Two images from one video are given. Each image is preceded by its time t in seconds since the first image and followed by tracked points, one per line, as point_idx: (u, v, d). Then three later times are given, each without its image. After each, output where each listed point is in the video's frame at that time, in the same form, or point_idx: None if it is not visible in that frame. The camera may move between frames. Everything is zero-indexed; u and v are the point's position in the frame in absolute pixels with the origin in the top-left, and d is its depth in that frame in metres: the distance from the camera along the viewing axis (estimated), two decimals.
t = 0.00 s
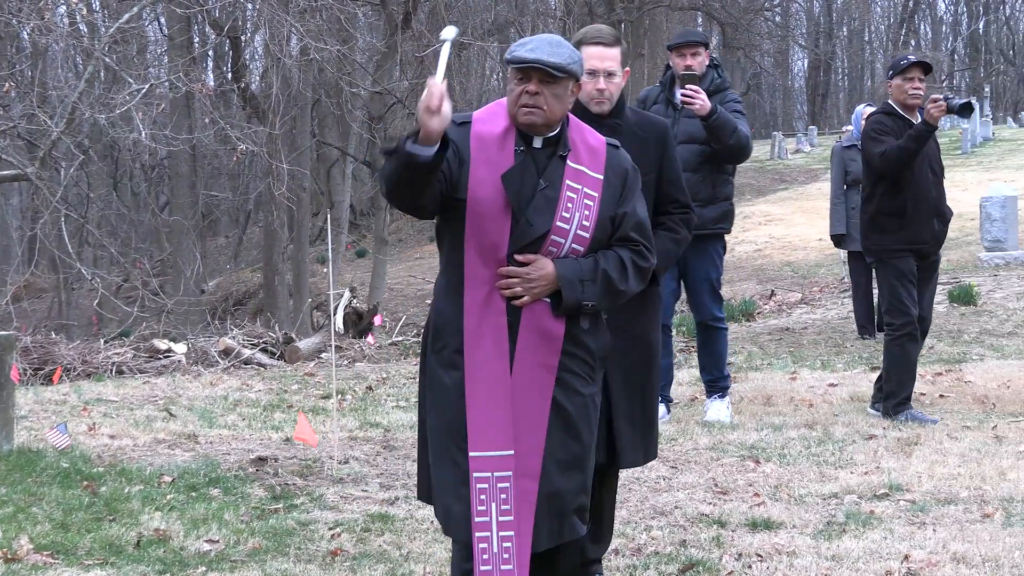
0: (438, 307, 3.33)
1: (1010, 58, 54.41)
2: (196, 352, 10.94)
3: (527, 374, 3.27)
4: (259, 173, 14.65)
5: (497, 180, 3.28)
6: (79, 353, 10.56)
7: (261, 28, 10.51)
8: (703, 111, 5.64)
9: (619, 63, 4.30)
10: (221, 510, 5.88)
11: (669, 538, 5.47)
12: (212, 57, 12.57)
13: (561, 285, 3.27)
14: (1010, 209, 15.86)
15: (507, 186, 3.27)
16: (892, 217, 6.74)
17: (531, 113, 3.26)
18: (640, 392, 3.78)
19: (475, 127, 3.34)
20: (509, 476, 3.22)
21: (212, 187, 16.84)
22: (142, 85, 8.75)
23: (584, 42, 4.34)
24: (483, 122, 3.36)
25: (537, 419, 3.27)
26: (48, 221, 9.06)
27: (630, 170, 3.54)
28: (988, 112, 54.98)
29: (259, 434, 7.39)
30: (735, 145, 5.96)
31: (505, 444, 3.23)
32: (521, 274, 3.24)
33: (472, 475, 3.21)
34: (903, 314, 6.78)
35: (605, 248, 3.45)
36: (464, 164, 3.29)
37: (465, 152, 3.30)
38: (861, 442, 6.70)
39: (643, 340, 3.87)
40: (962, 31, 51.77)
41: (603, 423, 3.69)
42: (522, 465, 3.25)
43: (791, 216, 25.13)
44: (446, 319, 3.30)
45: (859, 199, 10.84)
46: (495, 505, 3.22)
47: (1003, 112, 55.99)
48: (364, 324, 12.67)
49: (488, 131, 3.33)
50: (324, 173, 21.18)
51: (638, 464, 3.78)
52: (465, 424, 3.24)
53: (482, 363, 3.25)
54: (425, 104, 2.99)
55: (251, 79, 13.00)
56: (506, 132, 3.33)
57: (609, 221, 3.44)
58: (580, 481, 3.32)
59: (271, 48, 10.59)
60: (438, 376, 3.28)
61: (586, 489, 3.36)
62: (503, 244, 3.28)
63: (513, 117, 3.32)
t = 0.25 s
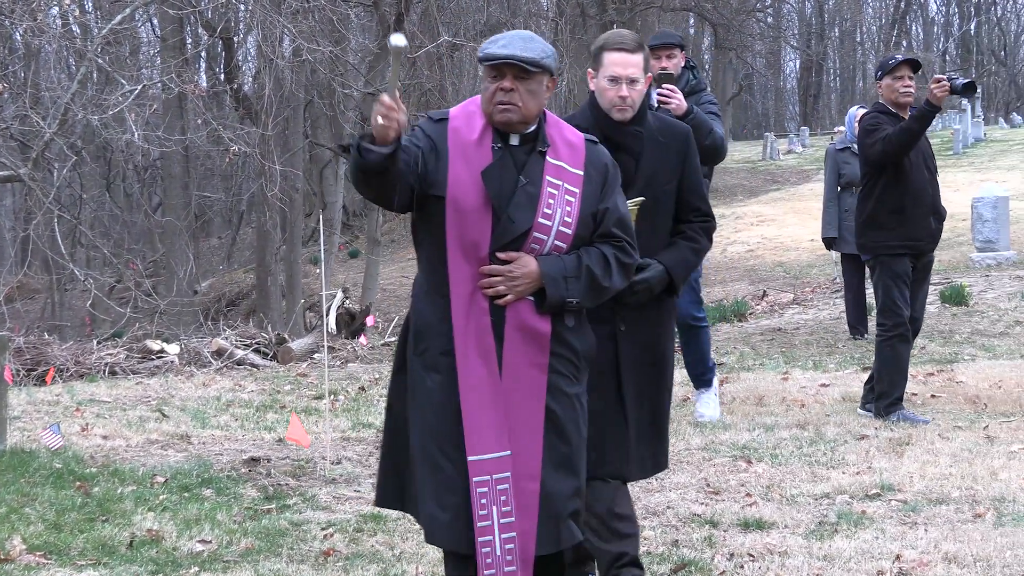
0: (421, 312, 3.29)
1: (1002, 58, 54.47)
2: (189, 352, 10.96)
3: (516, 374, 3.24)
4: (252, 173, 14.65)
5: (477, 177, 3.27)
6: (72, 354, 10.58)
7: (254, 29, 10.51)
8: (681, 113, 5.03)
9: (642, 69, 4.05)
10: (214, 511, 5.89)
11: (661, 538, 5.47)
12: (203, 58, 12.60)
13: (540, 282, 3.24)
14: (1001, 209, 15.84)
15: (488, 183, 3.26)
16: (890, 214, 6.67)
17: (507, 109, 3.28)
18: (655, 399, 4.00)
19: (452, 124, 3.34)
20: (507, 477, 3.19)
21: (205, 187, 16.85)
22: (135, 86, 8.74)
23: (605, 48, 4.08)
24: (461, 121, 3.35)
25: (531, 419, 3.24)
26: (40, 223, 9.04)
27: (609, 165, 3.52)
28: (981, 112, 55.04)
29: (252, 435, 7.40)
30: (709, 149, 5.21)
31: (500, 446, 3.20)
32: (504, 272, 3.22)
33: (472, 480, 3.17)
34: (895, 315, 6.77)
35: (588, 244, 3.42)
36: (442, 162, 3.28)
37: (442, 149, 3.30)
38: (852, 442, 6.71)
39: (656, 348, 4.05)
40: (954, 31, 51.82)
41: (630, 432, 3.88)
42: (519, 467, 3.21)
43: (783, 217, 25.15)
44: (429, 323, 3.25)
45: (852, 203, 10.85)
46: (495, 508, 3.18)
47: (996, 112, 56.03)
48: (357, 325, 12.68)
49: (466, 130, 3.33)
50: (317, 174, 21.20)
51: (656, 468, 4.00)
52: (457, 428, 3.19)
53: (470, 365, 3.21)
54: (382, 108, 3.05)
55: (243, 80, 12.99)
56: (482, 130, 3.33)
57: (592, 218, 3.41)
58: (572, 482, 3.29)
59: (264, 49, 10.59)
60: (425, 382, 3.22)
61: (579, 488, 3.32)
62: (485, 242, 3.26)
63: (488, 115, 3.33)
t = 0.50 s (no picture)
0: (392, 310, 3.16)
1: (994, 59, 54.63)
2: (184, 351, 10.98)
3: (492, 376, 3.08)
4: (247, 173, 14.68)
5: (449, 175, 3.10)
6: (67, 353, 10.61)
7: (249, 29, 10.55)
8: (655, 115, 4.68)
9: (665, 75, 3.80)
10: (208, 509, 5.92)
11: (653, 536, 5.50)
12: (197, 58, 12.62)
13: (518, 282, 3.09)
14: (991, 210, 15.76)
15: (460, 182, 3.09)
16: (881, 213, 6.70)
17: (479, 107, 3.12)
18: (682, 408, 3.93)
19: (425, 124, 3.18)
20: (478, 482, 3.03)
21: (200, 187, 16.87)
22: (130, 86, 8.76)
23: (624, 55, 3.81)
24: (434, 118, 3.19)
25: (507, 423, 3.08)
26: (35, 222, 9.06)
27: (590, 162, 3.36)
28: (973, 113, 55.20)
29: (246, 434, 7.42)
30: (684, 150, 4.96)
31: (473, 450, 3.04)
32: (480, 272, 3.06)
33: (438, 483, 3.00)
34: (886, 315, 6.81)
35: (567, 243, 3.27)
36: (415, 161, 3.12)
37: (415, 149, 3.13)
38: (843, 441, 6.75)
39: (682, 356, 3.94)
40: (946, 32, 51.97)
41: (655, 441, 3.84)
42: (491, 471, 3.05)
43: (775, 216, 25.21)
44: (403, 322, 3.11)
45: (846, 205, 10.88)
46: (464, 513, 3.02)
47: (988, 113, 56.16)
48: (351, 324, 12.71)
49: (439, 128, 3.17)
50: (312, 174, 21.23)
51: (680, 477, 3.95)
52: (427, 430, 3.03)
53: (443, 367, 3.05)
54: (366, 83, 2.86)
55: (237, 81, 13.01)
56: (456, 129, 3.17)
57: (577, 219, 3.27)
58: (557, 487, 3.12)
59: (259, 50, 10.63)
60: (398, 382, 3.08)
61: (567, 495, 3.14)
62: (459, 240, 3.10)
63: (463, 112, 3.17)
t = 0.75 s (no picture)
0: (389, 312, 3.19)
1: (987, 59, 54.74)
2: (180, 352, 11.01)
3: (485, 381, 3.06)
4: (242, 174, 14.71)
5: (447, 179, 3.08)
6: (63, 353, 10.64)
7: (243, 30, 10.57)
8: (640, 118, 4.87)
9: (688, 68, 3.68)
10: (203, 508, 5.95)
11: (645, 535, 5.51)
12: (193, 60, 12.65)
13: (513, 288, 3.07)
14: (983, 210, 15.78)
15: (457, 186, 3.07)
16: (874, 213, 6.72)
17: (477, 109, 3.08)
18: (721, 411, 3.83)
19: (425, 126, 3.17)
20: (462, 488, 3.03)
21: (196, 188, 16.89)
22: (123, 87, 8.76)
23: (647, 46, 3.69)
24: (434, 121, 3.18)
25: (498, 431, 3.05)
26: (31, 222, 9.06)
27: (592, 166, 3.34)
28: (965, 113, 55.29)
29: (240, 433, 7.45)
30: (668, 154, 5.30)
31: (460, 456, 3.03)
32: (476, 276, 3.05)
33: (422, 487, 3.02)
34: (879, 314, 6.83)
35: (568, 247, 3.24)
36: (412, 165, 3.11)
37: (413, 151, 3.13)
38: (835, 440, 6.79)
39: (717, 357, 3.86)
40: (938, 33, 52.06)
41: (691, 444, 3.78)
42: (479, 478, 3.04)
43: (768, 217, 25.24)
44: (398, 323, 3.11)
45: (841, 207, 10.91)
46: (445, 519, 3.02)
47: (981, 114, 56.24)
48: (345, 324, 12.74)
49: (438, 131, 3.15)
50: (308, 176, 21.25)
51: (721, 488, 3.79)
52: (416, 433, 3.04)
53: (436, 370, 3.05)
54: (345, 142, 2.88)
55: (232, 82, 13.04)
56: (456, 132, 3.15)
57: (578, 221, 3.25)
58: (551, 497, 3.08)
59: (254, 51, 10.65)
60: (391, 384, 3.09)
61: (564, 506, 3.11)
62: (457, 243, 3.07)
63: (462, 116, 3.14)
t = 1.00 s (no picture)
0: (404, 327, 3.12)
1: (980, 58, 54.86)
2: (180, 352, 11.04)
3: (497, 398, 2.98)
4: (240, 175, 14.76)
5: (468, 190, 3.01)
6: (63, 353, 10.68)
7: (241, 32, 10.62)
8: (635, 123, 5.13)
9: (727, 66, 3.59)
10: (203, 508, 5.98)
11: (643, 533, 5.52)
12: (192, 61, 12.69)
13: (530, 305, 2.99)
14: (977, 208, 15.86)
15: (479, 197, 3.00)
16: (869, 212, 6.75)
17: (507, 114, 3.02)
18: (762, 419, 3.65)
19: (448, 135, 3.10)
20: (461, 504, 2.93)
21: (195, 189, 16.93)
22: (123, 89, 8.80)
23: (686, 42, 3.62)
24: (458, 130, 3.11)
25: (505, 450, 2.96)
26: (31, 223, 9.11)
27: (618, 188, 3.24)
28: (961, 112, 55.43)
29: (240, 433, 7.49)
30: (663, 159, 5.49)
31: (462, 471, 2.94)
32: (494, 290, 2.97)
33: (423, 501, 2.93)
34: (874, 312, 6.85)
35: (589, 267, 3.15)
36: (434, 173, 3.04)
37: (434, 160, 3.06)
38: (832, 438, 6.81)
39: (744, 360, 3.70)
40: (932, 31, 52.21)
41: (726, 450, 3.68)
42: (481, 498, 2.94)
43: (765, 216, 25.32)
44: (413, 336, 3.04)
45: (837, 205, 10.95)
46: (441, 534, 2.93)
47: (976, 112, 56.42)
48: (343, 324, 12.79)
49: (462, 140, 3.08)
50: (307, 176, 21.30)
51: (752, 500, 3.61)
52: (424, 446, 2.97)
53: (447, 383, 2.97)
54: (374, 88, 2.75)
55: (231, 83, 13.07)
56: (481, 142, 3.08)
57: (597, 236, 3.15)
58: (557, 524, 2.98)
59: (252, 52, 10.68)
60: (403, 398, 3.03)
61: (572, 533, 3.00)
62: (475, 255, 3.00)
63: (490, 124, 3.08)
